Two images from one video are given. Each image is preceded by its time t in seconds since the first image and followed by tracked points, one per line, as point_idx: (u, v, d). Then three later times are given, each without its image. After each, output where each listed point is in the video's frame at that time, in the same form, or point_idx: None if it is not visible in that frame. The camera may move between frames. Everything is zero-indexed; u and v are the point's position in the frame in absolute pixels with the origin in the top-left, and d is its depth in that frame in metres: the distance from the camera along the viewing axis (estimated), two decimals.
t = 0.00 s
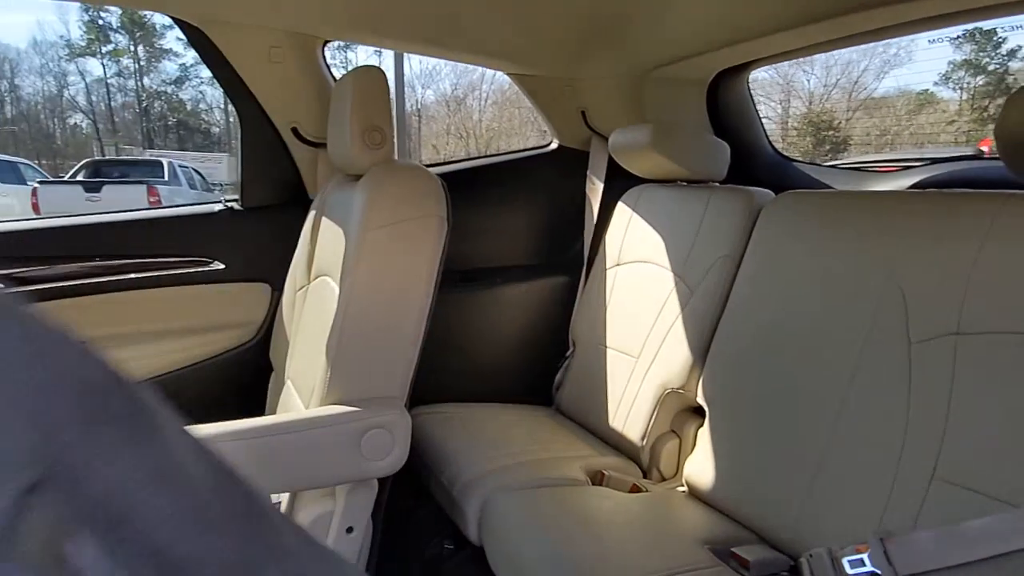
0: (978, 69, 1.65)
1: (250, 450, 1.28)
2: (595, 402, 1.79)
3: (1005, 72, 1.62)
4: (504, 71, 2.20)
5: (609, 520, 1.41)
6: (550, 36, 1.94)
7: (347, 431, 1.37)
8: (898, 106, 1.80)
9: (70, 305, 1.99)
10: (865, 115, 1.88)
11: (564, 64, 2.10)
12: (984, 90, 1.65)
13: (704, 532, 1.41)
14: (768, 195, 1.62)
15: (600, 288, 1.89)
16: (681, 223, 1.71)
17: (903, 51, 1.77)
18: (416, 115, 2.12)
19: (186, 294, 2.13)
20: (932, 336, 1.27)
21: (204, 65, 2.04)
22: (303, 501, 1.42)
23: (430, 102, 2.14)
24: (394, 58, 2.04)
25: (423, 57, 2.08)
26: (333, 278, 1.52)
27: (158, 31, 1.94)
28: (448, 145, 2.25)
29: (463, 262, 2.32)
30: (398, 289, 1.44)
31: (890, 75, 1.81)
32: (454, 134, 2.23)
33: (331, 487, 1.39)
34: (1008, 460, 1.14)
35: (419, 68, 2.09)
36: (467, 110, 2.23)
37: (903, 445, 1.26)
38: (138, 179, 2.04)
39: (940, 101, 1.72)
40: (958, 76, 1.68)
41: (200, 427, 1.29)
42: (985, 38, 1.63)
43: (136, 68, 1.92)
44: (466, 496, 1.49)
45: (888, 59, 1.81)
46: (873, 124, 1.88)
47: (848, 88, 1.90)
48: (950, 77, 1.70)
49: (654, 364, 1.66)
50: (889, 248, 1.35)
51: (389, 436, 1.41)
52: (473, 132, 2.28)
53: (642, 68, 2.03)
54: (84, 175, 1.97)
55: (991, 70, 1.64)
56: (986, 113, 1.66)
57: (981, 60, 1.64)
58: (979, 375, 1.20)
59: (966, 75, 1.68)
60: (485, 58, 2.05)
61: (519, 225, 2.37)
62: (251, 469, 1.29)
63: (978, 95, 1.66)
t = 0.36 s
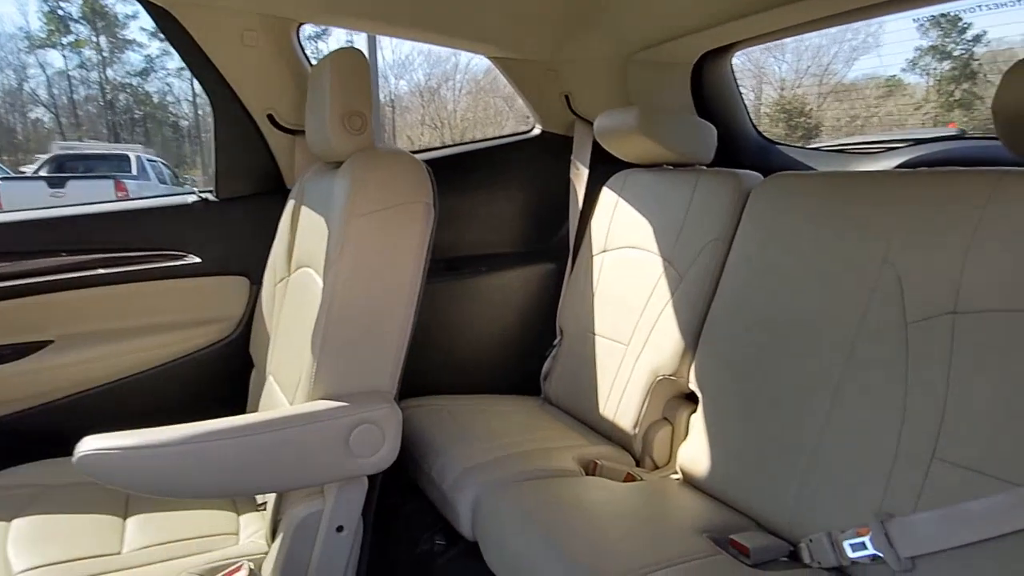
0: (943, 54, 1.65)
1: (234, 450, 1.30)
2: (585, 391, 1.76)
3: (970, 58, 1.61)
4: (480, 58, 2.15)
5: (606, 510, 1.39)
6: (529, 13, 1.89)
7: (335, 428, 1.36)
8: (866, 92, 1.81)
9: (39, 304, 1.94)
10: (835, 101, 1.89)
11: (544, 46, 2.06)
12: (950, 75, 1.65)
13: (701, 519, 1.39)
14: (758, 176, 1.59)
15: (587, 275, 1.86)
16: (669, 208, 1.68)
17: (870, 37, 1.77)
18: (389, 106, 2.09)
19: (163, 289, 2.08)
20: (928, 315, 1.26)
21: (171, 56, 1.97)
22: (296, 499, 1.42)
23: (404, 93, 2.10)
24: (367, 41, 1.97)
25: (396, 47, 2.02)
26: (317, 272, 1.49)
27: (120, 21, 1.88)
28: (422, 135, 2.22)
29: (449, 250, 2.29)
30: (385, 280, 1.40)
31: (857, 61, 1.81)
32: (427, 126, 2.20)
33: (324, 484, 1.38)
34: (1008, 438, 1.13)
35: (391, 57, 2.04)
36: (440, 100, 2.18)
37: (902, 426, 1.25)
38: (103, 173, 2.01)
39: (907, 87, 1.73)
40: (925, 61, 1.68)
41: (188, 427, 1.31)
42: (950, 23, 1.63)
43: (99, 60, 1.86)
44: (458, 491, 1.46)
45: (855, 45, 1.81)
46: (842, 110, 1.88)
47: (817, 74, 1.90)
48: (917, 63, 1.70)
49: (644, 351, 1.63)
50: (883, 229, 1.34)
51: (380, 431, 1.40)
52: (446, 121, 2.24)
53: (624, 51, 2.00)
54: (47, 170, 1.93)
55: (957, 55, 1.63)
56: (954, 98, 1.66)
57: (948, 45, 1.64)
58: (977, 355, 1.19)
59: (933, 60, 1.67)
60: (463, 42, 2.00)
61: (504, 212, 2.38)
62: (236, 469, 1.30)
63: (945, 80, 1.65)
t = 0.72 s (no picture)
0: (885, 44, 1.77)
1: (200, 442, 1.22)
2: (558, 373, 1.73)
3: (910, 48, 1.73)
4: (435, 44, 2.08)
5: (589, 493, 1.36)
6: None
7: (307, 415, 1.30)
8: (814, 81, 1.92)
9: None
10: (784, 89, 2.00)
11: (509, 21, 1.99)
12: (892, 64, 1.78)
13: (684, 499, 1.37)
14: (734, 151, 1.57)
15: (559, 255, 1.82)
16: (643, 184, 1.65)
17: (816, 27, 1.86)
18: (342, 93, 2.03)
19: (109, 276, 1.96)
20: (912, 286, 1.25)
21: (109, 39, 1.87)
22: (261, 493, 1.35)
23: (358, 80, 2.04)
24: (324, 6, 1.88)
25: (349, 32, 1.95)
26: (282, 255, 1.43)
27: (55, 3, 1.79)
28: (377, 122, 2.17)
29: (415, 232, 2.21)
30: (353, 259, 1.35)
31: (805, 51, 1.90)
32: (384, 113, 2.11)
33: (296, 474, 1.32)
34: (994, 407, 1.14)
35: (346, 42, 1.97)
36: (395, 88, 2.11)
37: (886, 397, 1.25)
38: (39, 161, 1.91)
39: (850, 76, 1.85)
40: (867, 52, 1.80)
41: (148, 417, 1.23)
42: (891, 15, 1.74)
43: (33, 43, 1.80)
44: (435, 478, 1.40)
45: (802, 36, 1.90)
46: (791, 98, 2.00)
47: (767, 63, 2.00)
48: (860, 53, 1.82)
49: (621, 330, 1.60)
50: (864, 200, 1.33)
51: (354, 417, 1.34)
52: (401, 109, 2.17)
53: (590, 24, 1.95)
54: None
55: (897, 45, 1.76)
56: (896, 85, 1.79)
57: (888, 35, 1.76)
58: (962, 325, 1.19)
59: (875, 50, 1.80)
60: (425, 15, 1.93)
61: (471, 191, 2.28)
62: (201, 462, 1.23)
63: (887, 70, 1.78)
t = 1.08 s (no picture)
0: (823, 35, 1.97)
1: (153, 436, 1.13)
2: (526, 358, 1.68)
3: (846, 40, 1.96)
4: (382, 29, 2.00)
5: (565, 479, 1.32)
6: None
7: (269, 405, 1.22)
8: (758, 69, 2.08)
9: None
10: (730, 78, 2.14)
11: None
12: (829, 54, 1.99)
13: (661, 482, 1.34)
14: (703, 127, 1.54)
15: (524, 236, 1.77)
16: (610, 162, 1.61)
17: (760, 18, 2.02)
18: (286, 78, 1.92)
19: (41, 266, 1.83)
20: (888, 259, 1.24)
21: (40, 21, 1.78)
22: (220, 493, 1.28)
23: (303, 66, 1.94)
24: None
25: (293, 14, 1.87)
26: (236, 237, 1.35)
27: None
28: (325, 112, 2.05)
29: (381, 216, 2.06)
30: (314, 234, 1.28)
31: (750, 41, 2.06)
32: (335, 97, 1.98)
33: (258, 469, 1.25)
34: (973, 379, 1.13)
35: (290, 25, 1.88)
36: (344, 73, 2.01)
37: (864, 372, 1.23)
38: None
39: (793, 65, 2.03)
40: (807, 42, 2.00)
41: (94, 412, 1.14)
42: (829, 9, 1.95)
43: None
44: (405, 469, 1.35)
45: (747, 26, 2.05)
46: (737, 86, 2.15)
47: (713, 53, 2.14)
48: (801, 43, 2.00)
49: (590, 312, 1.56)
50: (837, 172, 1.32)
51: (319, 407, 1.27)
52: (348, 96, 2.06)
53: None
54: None
55: (834, 36, 1.97)
56: (833, 73, 2.00)
57: (826, 27, 1.97)
58: (940, 296, 1.18)
59: (814, 41, 1.99)
60: None
61: (435, 172, 2.17)
62: (154, 458, 1.14)
63: (825, 60, 1.99)
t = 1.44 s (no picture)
0: (766, 28, 2.05)
1: (117, 443, 1.06)
2: (497, 349, 1.65)
3: (788, 32, 2.02)
4: (331, 15, 1.92)
5: (548, 468, 1.31)
6: None
7: (241, 404, 1.16)
8: (706, 60, 2.18)
9: None
10: (679, 67, 2.25)
11: None
12: (772, 46, 2.06)
13: (641, 469, 1.33)
14: (675, 112, 1.53)
15: (492, 224, 1.73)
16: (580, 147, 1.59)
17: (706, 10, 2.10)
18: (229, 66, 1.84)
19: None
20: (862, 241, 1.25)
21: None
22: (186, 499, 1.21)
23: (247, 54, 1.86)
24: None
25: None
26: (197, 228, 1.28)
27: None
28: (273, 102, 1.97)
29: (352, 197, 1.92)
30: (281, 221, 1.23)
31: (697, 32, 2.16)
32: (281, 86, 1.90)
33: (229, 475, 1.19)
34: (949, 357, 1.15)
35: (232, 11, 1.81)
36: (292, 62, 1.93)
37: (843, 353, 1.24)
38: None
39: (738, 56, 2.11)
40: (751, 34, 2.07)
41: (53, 417, 1.06)
42: (771, 2, 2.01)
43: None
44: (383, 466, 1.32)
45: (694, 18, 2.16)
46: (686, 74, 2.26)
47: (662, 43, 2.24)
48: (745, 35, 2.08)
49: (564, 299, 1.54)
50: (810, 155, 1.32)
51: (293, 405, 1.22)
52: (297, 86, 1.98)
53: None
54: None
55: (777, 28, 2.04)
56: (776, 64, 2.08)
57: (769, 20, 2.04)
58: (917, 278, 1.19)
59: (758, 32, 2.07)
60: None
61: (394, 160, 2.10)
62: (119, 465, 1.07)
63: (769, 51, 2.07)
